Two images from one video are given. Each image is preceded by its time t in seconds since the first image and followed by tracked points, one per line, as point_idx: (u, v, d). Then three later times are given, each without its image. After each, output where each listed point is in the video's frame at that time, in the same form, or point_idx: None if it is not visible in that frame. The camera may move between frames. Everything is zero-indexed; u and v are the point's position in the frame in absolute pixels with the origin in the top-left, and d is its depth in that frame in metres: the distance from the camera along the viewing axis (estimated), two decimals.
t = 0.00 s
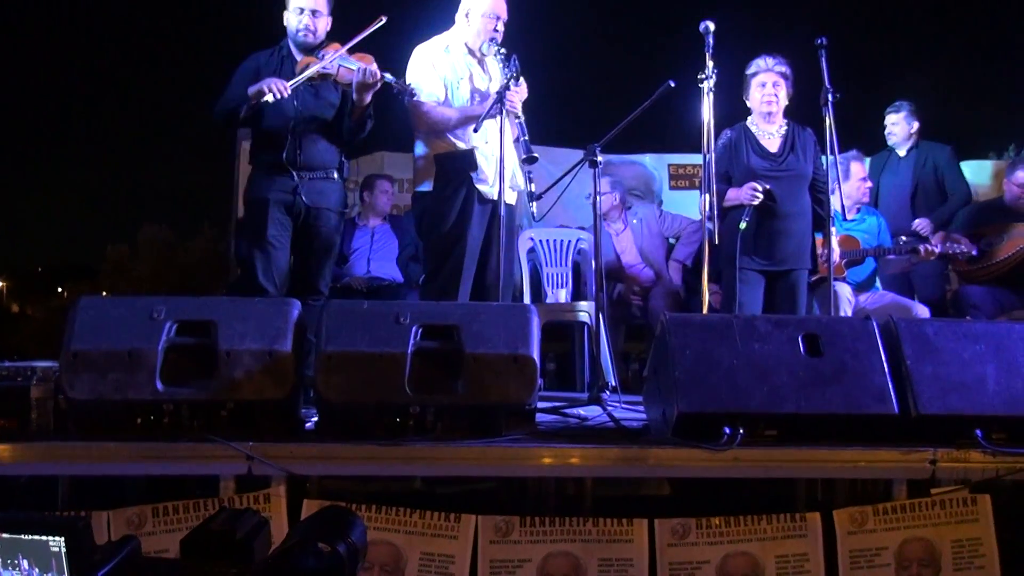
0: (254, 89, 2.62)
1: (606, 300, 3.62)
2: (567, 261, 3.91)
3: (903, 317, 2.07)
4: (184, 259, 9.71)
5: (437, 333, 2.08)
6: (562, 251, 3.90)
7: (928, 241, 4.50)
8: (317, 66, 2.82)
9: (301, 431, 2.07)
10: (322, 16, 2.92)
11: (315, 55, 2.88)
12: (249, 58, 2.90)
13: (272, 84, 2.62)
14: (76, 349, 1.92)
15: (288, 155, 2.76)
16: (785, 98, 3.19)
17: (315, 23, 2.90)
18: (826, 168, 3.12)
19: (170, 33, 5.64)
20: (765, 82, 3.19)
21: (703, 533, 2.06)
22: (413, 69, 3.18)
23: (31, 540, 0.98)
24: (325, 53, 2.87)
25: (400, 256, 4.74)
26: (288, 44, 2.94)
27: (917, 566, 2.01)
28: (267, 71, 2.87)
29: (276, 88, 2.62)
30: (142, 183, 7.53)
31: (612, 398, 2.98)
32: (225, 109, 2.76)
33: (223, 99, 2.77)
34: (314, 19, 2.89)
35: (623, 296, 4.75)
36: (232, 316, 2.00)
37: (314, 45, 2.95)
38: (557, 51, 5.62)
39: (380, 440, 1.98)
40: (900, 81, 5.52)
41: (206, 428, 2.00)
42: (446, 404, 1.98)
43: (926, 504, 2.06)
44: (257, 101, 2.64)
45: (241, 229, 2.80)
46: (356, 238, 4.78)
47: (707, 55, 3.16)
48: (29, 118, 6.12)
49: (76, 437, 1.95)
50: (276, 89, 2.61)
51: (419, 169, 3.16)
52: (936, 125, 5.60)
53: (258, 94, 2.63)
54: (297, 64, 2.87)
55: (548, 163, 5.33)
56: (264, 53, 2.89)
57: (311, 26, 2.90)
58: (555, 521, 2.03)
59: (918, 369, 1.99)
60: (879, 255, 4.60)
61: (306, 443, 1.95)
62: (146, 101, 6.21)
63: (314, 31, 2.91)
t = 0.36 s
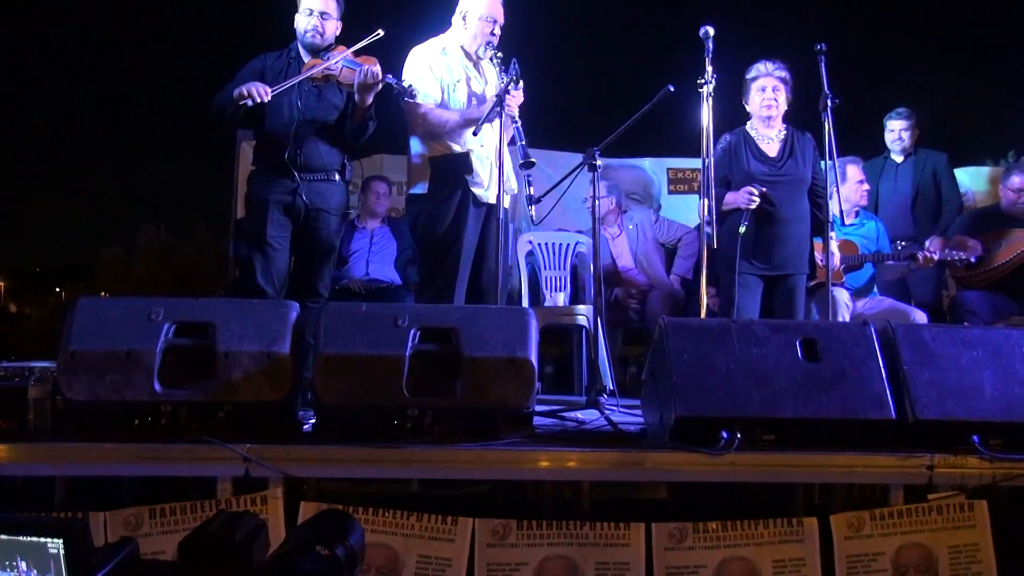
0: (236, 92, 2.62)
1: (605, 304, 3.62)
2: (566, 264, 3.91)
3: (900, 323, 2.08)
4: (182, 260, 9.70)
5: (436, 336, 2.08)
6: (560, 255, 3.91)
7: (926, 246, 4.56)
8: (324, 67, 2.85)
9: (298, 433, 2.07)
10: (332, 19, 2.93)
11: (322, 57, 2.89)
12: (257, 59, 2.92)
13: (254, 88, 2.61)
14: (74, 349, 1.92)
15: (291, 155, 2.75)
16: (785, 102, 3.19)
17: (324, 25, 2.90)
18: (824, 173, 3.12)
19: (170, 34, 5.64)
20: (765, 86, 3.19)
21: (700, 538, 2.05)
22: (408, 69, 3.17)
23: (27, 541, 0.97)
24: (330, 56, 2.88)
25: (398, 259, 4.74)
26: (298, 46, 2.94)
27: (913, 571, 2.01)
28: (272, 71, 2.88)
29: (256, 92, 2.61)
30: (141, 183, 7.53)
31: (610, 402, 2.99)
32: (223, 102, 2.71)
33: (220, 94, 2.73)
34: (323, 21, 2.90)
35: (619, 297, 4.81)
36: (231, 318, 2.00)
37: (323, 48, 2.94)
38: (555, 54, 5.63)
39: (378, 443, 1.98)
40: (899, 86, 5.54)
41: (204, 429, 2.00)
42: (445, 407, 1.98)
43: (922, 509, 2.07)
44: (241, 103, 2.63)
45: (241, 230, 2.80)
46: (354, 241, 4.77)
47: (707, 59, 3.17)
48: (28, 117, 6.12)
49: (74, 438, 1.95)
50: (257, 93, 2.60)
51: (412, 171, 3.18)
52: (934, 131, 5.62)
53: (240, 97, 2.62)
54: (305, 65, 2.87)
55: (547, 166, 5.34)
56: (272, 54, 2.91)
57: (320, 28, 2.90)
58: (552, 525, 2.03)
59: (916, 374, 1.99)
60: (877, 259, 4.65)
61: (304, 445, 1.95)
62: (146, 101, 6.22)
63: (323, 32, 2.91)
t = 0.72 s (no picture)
0: (240, 94, 2.63)
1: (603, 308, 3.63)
2: (565, 267, 3.92)
3: (899, 327, 2.07)
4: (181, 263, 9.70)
5: (435, 340, 2.08)
6: (558, 258, 3.91)
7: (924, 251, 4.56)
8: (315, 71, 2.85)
9: (297, 437, 2.07)
10: (322, 22, 2.94)
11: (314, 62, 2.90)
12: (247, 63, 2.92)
13: (258, 89, 2.63)
14: (72, 353, 1.92)
15: (286, 159, 2.75)
16: (785, 107, 3.20)
17: (316, 29, 2.92)
18: (823, 177, 3.13)
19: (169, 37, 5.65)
20: (765, 90, 3.20)
21: (699, 542, 2.05)
22: (404, 71, 3.18)
23: (31, 546, 0.97)
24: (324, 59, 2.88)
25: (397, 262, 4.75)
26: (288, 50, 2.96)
27: None
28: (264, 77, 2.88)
29: (261, 93, 2.63)
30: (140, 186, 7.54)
31: (609, 405, 2.99)
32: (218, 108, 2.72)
33: (215, 99, 2.73)
34: (315, 25, 2.91)
35: (618, 301, 4.79)
36: (229, 320, 2.00)
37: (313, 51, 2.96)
38: (553, 57, 5.64)
39: (377, 446, 1.98)
40: (896, 91, 5.56)
41: (203, 432, 2.00)
42: (443, 410, 1.98)
43: (922, 513, 2.07)
44: (243, 105, 2.64)
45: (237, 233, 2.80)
46: (353, 244, 4.77)
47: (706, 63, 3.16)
48: (28, 120, 6.12)
49: (73, 441, 1.95)
50: (262, 94, 2.62)
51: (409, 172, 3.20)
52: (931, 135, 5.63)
53: (243, 99, 2.63)
54: (296, 68, 2.88)
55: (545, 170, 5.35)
56: (263, 60, 2.92)
57: (311, 31, 2.92)
58: (551, 528, 2.03)
59: (914, 379, 1.99)
60: (876, 263, 4.64)
61: (303, 448, 1.95)
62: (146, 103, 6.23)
63: (315, 37, 2.92)
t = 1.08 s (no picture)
0: (246, 76, 2.67)
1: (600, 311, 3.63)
2: (562, 269, 3.92)
3: (897, 330, 2.07)
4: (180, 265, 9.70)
5: (432, 342, 2.08)
6: (557, 260, 3.91)
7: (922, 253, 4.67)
8: (298, 63, 2.80)
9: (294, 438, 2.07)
10: (294, 15, 2.91)
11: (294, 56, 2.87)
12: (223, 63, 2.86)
13: (265, 72, 2.67)
14: (70, 353, 1.92)
15: (275, 153, 2.77)
16: (782, 110, 3.21)
17: (294, 24, 2.90)
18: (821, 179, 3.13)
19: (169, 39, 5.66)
20: (761, 94, 3.21)
21: (696, 544, 2.05)
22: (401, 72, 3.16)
23: (26, 545, 0.96)
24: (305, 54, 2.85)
25: (394, 264, 4.76)
26: (264, 46, 2.92)
27: None
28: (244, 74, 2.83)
29: (268, 76, 2.67)
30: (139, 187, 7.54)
31: (606, 407, 2.99)
32: (210, 102, 2.74)
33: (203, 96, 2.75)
34: (292, 19, 2.89)
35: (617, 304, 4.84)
36: (226, 322, 1.99)
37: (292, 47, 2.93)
38: (552, 60, 5.65)
39: (374, 448, 1.98)
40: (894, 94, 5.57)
41: (200, 433, 1.99)
42: (441, 412, 1.98)
43: (919, 516, 2.07)
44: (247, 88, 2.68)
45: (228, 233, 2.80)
46: (350, 246, 4.83)
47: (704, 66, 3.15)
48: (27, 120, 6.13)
49: (70, 443, 1.94)
50: (270, 76, 2.66)
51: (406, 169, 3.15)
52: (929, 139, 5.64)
53: (249, 81, 2.67)
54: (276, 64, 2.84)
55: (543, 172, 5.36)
56: (240, 60, 2.88)
57: (289, 27, 2.90)
58: (548, 530, 2.02)
59: (912, 382, 1.99)
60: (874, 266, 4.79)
61: (300, 450, 1.94)
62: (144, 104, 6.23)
63: (293, 30, 2.90)
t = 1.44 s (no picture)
0: (238, 79, 2.65)
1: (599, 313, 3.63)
2: (561, 272, 3.91)
3: (895, 331, 2.07)
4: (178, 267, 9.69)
5: (430, 343, 2.08)
6: (555, 262, 3.91)
7: (920, 255, 4.66)
8: (281, 65, 2.84)
9: (292, 440, 2.07)
10: (263, 10, 2.92)
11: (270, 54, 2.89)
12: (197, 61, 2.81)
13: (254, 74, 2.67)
14: (68, 355, 1.92)
15: (258, 156, 2.77)
16: (779, 112, 3.20)
17: (267, 21, 2.91)
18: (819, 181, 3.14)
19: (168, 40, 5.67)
20: (759, 96, 3.21)
21: (694, 546, 2.05)
22: (401, 74, 3.16)
23: (24, 546, 0.97)
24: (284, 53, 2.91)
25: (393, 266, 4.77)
26: (235, 42, 2.91)
27: None
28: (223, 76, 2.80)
29: (258, 78, 2.67)
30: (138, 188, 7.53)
31: (604, 408, 2.99)
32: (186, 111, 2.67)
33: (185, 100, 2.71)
34: (266, 17, 2.90)
35: (614, 305, 4.85)
36: (225, 323, 1.99)
37: (265, 45, 2.94)
38: (551, 60, 5.67)
39: (372, 450, 1.98)
40: (891, 96, 5.58)
41: (196, 435, 1.99)
42: (439, 414, 1.98)
43: (918, 518, 2.06)
44: (239, 92, 2.67)
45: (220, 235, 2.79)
46: (349, 248, 4.85)
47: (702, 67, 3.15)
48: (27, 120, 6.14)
49: (67, 445, 1.94)
50: (261, 77, 2.67)
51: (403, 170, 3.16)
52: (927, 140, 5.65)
53: (241, 84, 2.66)
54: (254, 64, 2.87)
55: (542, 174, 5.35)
56: (215, 57, 2.84)
57: (263, 24, 2.91)
58: (546, 532, 2.02)
59: (910, 383, 1.99)
60: (872, 268, 4.77)
61: (298, 452, 1.94)
62: (143, 105, 6.23)
63: (267, 28, 2.92)
